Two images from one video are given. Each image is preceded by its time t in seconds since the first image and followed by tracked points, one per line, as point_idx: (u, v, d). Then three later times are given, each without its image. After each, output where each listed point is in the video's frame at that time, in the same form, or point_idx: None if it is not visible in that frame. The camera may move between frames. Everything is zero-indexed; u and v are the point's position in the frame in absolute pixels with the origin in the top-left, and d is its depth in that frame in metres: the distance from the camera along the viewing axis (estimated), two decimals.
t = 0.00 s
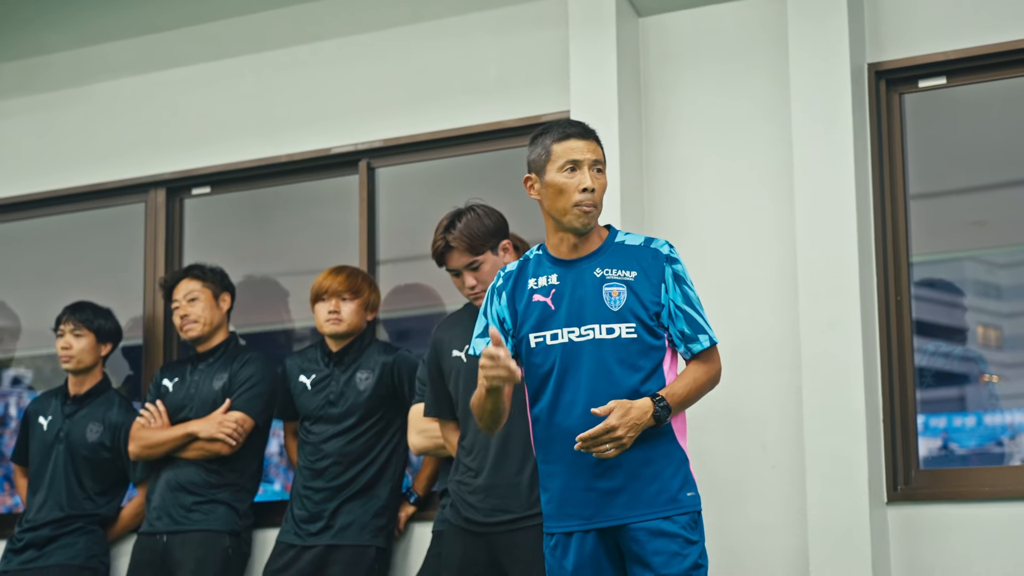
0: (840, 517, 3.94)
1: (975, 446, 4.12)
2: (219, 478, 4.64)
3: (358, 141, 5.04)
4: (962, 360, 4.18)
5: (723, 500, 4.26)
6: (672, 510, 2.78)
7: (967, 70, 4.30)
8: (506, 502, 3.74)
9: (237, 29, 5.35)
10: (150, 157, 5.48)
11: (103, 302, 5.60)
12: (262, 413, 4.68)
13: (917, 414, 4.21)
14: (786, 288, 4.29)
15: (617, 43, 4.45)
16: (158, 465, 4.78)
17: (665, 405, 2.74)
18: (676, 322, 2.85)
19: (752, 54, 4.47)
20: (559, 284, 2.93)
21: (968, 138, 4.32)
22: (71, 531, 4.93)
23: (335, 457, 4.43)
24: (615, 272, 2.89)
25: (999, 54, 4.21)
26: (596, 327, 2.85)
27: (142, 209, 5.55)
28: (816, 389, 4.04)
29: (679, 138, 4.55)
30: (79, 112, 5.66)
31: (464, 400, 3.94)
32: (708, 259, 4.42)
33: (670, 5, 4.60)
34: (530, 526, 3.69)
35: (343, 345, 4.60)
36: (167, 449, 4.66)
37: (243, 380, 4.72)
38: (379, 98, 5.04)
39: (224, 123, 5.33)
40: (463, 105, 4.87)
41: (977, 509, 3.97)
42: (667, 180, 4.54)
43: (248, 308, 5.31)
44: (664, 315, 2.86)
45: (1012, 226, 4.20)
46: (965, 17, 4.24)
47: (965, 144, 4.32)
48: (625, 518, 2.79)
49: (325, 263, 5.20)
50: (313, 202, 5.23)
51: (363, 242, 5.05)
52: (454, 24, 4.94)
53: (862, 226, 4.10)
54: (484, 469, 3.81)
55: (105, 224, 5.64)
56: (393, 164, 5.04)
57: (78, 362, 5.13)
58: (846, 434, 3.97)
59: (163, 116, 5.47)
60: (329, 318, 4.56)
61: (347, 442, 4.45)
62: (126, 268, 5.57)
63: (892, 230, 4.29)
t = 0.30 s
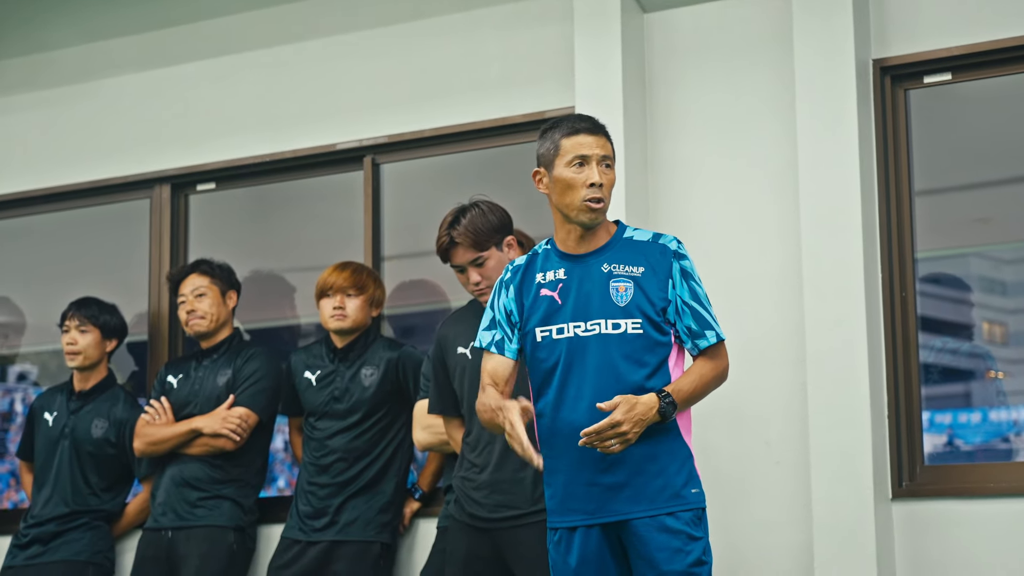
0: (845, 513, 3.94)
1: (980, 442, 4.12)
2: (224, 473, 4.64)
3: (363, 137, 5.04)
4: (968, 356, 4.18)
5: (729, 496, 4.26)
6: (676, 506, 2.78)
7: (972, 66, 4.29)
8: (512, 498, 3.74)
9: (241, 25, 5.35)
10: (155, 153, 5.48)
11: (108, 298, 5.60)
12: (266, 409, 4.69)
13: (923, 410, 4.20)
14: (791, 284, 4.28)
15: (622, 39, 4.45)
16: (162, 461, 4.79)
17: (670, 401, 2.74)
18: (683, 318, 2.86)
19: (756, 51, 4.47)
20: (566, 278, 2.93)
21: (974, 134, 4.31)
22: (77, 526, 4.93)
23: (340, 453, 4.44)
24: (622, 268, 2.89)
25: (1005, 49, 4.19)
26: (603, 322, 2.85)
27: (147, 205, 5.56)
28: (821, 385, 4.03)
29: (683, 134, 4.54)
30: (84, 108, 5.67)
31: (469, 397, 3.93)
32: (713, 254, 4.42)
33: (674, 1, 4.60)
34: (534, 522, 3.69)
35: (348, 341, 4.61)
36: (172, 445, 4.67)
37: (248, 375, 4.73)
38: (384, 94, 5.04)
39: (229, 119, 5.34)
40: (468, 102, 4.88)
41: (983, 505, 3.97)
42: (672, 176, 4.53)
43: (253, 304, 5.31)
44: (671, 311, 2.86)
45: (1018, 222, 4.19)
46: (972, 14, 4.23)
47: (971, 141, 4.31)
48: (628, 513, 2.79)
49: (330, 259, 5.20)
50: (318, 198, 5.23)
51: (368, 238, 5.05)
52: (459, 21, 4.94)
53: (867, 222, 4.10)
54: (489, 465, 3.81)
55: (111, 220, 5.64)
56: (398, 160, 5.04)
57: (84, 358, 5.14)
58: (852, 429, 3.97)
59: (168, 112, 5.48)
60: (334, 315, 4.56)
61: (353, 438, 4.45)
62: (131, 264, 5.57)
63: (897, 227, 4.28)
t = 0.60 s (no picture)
0: (850, 509, 3.94)
1: (985, 438, 4.12)
2: (230, 469, 4.65)
3: (368, 133, 5.05)
4: (974, 351, 4.17)
5: (735, 491, 4.26)
6: (681, 501, 2.78)
7: (978, 61, 4.28)
8: (519, 493, 3.74)
9: (246, 21, 5.35)
10: (160, 148, 5.48)
11: (114, 294, 5.61)
12: (272, 405, 4.70)
13: (928, 405, 4.20)
14: (797, 279, 4.28)
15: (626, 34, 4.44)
16: (168, 457, 4.79)
17: (671, 397, 2.74)
18: (687, 315, 2.86)
19: (760, 46, 4.47)
20: (571, 274, 2.93)
21: (979, 129, 4.30)
22: (83, 522, 4.94)
23: (346, 448, 4.44)
24: (628, 264, 2.89)
25: (1011, 44, 4.18)
26: (608, 318, 2.85)
27: (153, 201, 5.56)
28: (828, 380, 4.03)
29: (689, 129, 4.54)
30: (90, 104, 5.67)
31: (475, 392, 3.93)
32: (718, 249, 4.41)
33: None
34: (540, 517, 3.70)
35: (353, 337, 4.61)
36: (179, 440, 4.67)
37: (253, 371, 4.74)
38: (389, 90, 5.04)
39: (234, 115, 5.34)
40: (472, 97, 4.87)
41: (988, 500, 3.96)
42: (678, 170, 4.53)
43: (258, 300, 5.31)
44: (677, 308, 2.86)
45: None
46: (977, 9, 4.23)
47: (977, 136, 4.30)
48: (633, 509, 2.79)
49: (335, 255, 5.20)
50: (323, 193, 5.24)
51: (373, 234, 5.05)
52: (463, 17, 4.94)
53: (872, 216, 4.09)
54: (496, 460, 3.81)
55: (116, 215, 5.65)
56: (403, 156, 5.05)
57: (89, 354, 5.15)
58: (858, 424, 3.97)
59: (173, 108, 5.48)
60: (339, 310, 4.57)
61: (359, 433, 4.46)
62: (137, 260, 5.58)
63: (903, 221, 4.28)
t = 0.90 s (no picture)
0: (853, 505, 3.94)
1: (990, 435, 4.11)
2: (235, 465, 4.66)
3: (373, 129, 5.05)
4: (980, 348, 4.17)
5: (739, 487, 4.26)
6: (682, 499, 2.78)
7: (984, 58, 4.27)
8: (524, 490, 3.74)
9: (251, 17, 5.36)
10: (165, 145, 5.49)
11: (119, 290, 5.61)
12: (277, 402, 4.70)
13: (933, 402, 4.20)
14: (802, 275, 4.28)
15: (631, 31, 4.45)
16: (173, 453, 4.80)
17: (661, 389, 2.69)
18: (684, 309, 2.82)
19: (766, 42, 4.46)
20: (577, 271, 2.93)
21: (985, 126, 4.30)
22: (88, 518, 4.95)
23: (351, 445, 4.45)
24: (633, 261, 2.89)
25: (1016, 41, 4.17)
26: (612, 315, 2.85)
27: (157, 197, 5.56)
28: (833, 377, 4.03)
29: (694, 125, 4.53)
30: (94, 100, 5.67)
31: (480, 389, 3.93)
32: (723, 245, 4.41)
33: None
34: (545, 513, 3.69)
35: (357, 334, 4.62)
36: (183, 436, 4.68)
37: (258, 367, 4.74)
38: (394, 86, 5.04)
39: (239, 111, 5.34)
40: (477, 93, 4.87)
41: (991, 497, 3.96)
42: (683, 166, 4.53)
43: (264, 296, 5.31)
44: (677, 303, 2.83)
45: None
46: (983, 6, 4.21)
47: (983, 133, 4.30)
48: (634, 506, 2.79)
49: (340, 251, 5.20)
50: (328, 190, 5.24)
51: (378, 230, 5.05)
52: (468, 14, 4.94)
53: (877, 212, 4.09)
54: (502, 457, 3.81)
55: (121, 211, 5.65)
56: (408, 152, 5.05)
57: (95, 350, 5.16)
58: (863, 420, 3.97)
59: (177, 104, 5.48)
60: (343, 307, 4.57)
61: (363, 429, 4.46)
62: (142, 256, 5.58)
63: (908, 218, 4.27)
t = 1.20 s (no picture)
0: (854, 503, 3.94)
1: (991, 434, 4.11)
2: (236, 463, 4.66)
3: (375, 128, 5.05)
4: (981, 348, 4.16)
5: (741, 487, 4.25)
6: (684, 498, 2.77)
7: (986, 57, 4.27)
8: (526, 488, 3.73)
9: (253, 16, 5.36)
10: (167, 143, 5.49)
11: (121, 288, 5.61)
12: (278, 400, 4.69)
13: (934, 402, 4.19)
14: (803, 275, 4.27)
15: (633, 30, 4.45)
16: (175, 450, 4.81)
17: (657, 364, 2.65)
18: (682, 302, 2.83)
19: (767, 41, 4.46)
20: (581, 270, 2.93)
21: (987, 125, 4.29)
22: (89, 516, 4.95)
23: (353, 443, 4.45)
24: (636, 260, 2.89)
25: (1018, 40, 4.17)
26: (615, 313, 2.85)
27: (160, 195, 5.56)
28: (834, 377, 4.03)
29: (696, 124, 4.53)
30: (97, 98, 5.67)
31: (482, 387, 3.93)
32: (725, 244, 4.41)
33: None
34: (547, 512, 3.69)
35: (359, 332, 4.63)
36: (185, 433, 4.68)
37: (260, 365, 4.74)
38: (397, 85, 5.04)
39: (241, 110, 5.34)
40: (479, 92, 4.88)
41: (992, 496, 3.96)
42: (685, 165, 4.53)
43: (266, 294, 5.31)
44: (676, 298, 2.84)
45: None
46: (985, 5, 4.21)
47: (985, 132, 4.29)
48: (636, 504, 2.79)
49: (342, 250, 5.20)
50: (329, 188, 5.24)
51: (379, 228, 5.05)
52: (470, 12, 4.94)
53: (878, 213, 4.09)
54: (504, 455, 3.80)
55: (124, 210, 5.65)
56: (410, 151, 5.05)
57: (97, 348, 5.16)
58: (864, 420, 3.97)
59: (179, 102, 5.48)
60: (345, 305, 4.57)
61: (365, 428, 4.46)
62: (144, 254, 5.58)
63: (910, 217, 4.27)
